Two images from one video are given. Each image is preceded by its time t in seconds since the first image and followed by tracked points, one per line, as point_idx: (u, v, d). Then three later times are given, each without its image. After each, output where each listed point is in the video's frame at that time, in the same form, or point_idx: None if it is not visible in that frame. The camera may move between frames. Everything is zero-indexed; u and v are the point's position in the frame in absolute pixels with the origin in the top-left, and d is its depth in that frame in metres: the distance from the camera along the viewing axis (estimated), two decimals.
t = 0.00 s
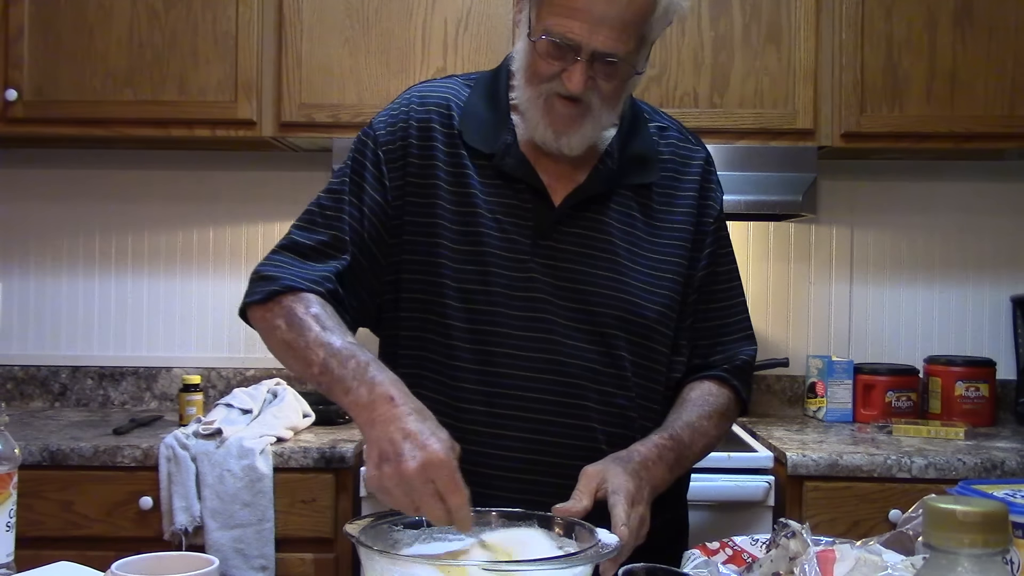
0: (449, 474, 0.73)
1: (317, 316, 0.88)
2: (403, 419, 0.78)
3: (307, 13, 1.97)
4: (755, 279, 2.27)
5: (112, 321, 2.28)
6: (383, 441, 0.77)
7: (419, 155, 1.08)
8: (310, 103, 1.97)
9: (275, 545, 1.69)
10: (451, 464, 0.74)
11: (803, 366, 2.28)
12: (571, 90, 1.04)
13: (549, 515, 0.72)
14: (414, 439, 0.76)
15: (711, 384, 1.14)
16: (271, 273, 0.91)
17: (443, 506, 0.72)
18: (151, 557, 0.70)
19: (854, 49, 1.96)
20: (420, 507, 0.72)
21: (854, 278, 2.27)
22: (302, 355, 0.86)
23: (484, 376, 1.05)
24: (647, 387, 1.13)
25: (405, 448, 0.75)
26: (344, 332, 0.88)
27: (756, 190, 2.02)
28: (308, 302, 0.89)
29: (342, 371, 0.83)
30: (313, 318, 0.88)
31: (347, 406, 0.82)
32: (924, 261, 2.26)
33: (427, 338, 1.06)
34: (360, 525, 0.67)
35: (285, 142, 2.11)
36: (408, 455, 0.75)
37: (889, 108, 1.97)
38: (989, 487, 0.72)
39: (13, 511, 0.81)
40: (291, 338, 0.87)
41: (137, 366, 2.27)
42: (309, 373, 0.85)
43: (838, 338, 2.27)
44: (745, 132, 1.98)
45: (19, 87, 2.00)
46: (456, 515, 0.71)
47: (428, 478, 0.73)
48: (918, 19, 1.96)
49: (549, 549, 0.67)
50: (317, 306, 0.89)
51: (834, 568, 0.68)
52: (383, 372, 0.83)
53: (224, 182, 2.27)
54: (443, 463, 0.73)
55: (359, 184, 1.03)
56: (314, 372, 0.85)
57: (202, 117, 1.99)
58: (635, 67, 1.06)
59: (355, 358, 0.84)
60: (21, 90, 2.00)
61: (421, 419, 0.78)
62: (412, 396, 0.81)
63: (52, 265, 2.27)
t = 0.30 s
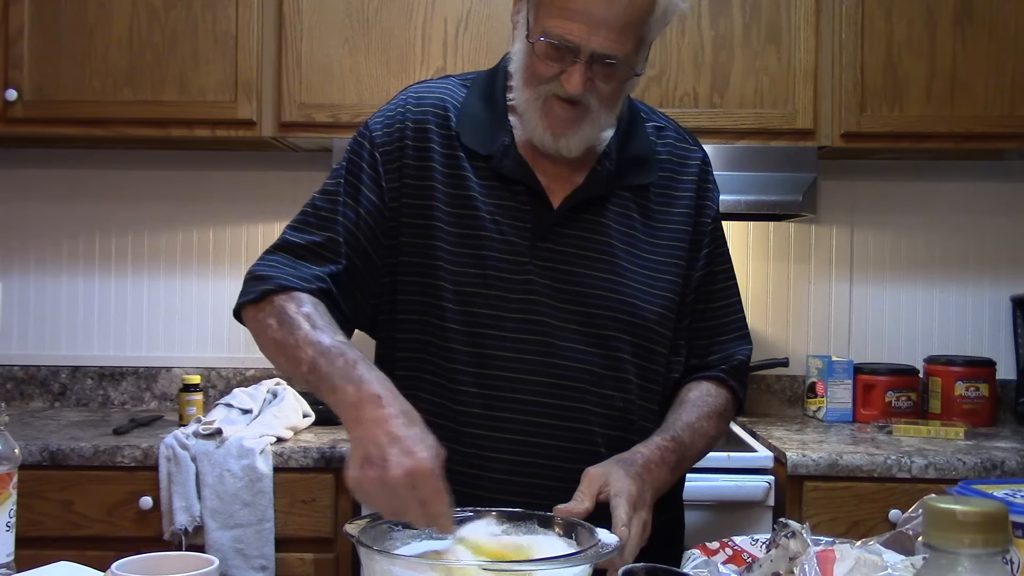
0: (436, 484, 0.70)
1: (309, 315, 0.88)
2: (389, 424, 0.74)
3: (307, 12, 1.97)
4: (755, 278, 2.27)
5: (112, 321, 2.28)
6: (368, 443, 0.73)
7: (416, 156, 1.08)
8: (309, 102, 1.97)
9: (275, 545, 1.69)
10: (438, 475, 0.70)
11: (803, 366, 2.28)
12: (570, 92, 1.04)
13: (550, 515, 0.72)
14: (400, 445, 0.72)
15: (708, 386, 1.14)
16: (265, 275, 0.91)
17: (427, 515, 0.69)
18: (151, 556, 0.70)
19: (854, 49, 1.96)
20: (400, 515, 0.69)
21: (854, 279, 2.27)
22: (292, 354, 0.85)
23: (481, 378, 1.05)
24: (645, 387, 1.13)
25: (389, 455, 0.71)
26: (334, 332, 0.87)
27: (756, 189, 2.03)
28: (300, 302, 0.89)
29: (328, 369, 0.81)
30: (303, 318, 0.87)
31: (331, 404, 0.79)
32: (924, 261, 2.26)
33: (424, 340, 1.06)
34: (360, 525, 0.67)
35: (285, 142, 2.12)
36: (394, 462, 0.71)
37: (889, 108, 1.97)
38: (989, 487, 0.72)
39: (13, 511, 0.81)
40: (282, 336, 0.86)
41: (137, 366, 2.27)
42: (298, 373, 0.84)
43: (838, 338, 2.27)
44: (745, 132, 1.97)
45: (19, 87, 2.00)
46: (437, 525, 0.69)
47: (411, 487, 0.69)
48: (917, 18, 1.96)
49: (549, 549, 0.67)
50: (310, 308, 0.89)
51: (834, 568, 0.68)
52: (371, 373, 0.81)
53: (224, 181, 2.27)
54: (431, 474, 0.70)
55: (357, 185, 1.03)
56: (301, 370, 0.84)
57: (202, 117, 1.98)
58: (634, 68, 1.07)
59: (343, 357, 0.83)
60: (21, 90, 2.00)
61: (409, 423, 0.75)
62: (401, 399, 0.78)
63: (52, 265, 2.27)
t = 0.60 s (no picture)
0: (431, 478, 0.68)
1: (309, 309, 0.87)
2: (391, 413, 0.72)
3: (307, 12, 1.97)
4: (755, 278, 2.27)
5: (111, 321, 2.28)
6: (366, 432, 0.71)
7: (414, 155, 1.08)
8: (310, 102, 1.97)
9: (275, 545, 1.69)
10: (436, 469, 0.68)
11: (803, 366, 2.28)
12: (568, 94, 1.04)
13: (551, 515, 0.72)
14: (398, 435, 0.70)
15: (705, 386, 1.14)
16: (264, 270, 0.90)
17: (419, 509, 0.68)
18: (150, 556, 0.70)
19: (854, 49, 1.96)
20: (394, 506, 0.68)
21: (854, 279, 2.27)
22: (291, 348, 0.83)
23: (479, 378, 1.05)
24: (642, 387, 1.13)
25: (386, 443, 0.69)
26: (334, 326, 0.86)
27: (756, 189, 2.03)
28: (298, 296, 0.88)
29: (329, 361, 0.80)
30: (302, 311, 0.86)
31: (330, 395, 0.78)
32: (924, 261, 2.26)
33: (423, 341, 1.06)
34: (361, 526, 0.67)
35: (285, 142, 2.12)
36: (392, 453, 0.68)
37: (890, 108, 1.97)
38: (989, 486, 0.72)
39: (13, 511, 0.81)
40: (281, 330, 0.84)
41: (137, 366, 2.27)
42: (296, 365, 0.82)
43: (838, 338, 2.27)
44: (745, 132, 1.97)
45: (19, 87, 2.00)
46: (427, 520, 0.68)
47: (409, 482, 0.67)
48: (917, 18, 1.96)
49: (548, 548, 0.67)
50: (309, 301, 0.88)
51: (834, 568, 0.68)
52: (373, 363, 0.79)
53: (224, 181, 2.27)
54: (428, 468, 0.68)
55: (355, 184, 1.03)
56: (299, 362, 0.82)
57: (202, 117, 1.98)
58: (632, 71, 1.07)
59: (344, 348, 0.81)
60: (21, 90, 2.00)
61: (411, 415, 0.72)
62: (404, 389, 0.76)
63: (52, 265, 2.27)
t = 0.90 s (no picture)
0: (434, 481, 0.67)
1: (312, 309, 0.86)
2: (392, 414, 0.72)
3: (307, 13, 1.97)
4: (754, 278, 2.27)
5: (111, 321, 2.28)
6: (369, 433, 0.70)
7: (414, 154, 1.08)
8: (310, 102, 1.97)
9: (275, 545, 1.69)
10: (438, 472, 0.68)
11: (803, 366, 2.28)
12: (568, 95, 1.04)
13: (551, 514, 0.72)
14: (402, 438, 0.69)
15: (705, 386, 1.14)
16: (278, 269, 0.90)
17: (420, 513, 0.67)
18: (150, 556, 0.70)
19: (855, 50, 1.96)
20: (395, 510, 0.67)
21: (854, 278, 2.27)
22: (294, 347, 0.83)
23: (480, 377, 1.05)
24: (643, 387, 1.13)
25: (388, 446, 0.69)
26: (336, 326, 0.85)
27: (756, 189, 2.03)
28: (301, 295, 0.87)
29: (332, 360, 0.79)
30: (305, 310, 0.86)
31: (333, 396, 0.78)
32: (924, 261, 2.26)
33: (423, 340, 1.06)
34: (362, 526, 0.67)
35: (285, 142, 2.12)
36: (394, 455, 0.68)
37: (890, 108, 1.97)
38: (989, 486, 0.72)
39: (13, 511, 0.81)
40: (284, 329, 0.84)
41: (137, 366, 2.27)
42: (298, 364, 0.82)
43: (838, 338, 2.27)
44: (744, 132, 1.97)
45: (19, 87, 2.00)
46: (428, 524, 0.68)
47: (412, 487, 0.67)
48: (918, 18, 1.96)
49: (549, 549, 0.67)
50: (313, 301, 0.87)
51: (834, 568, 0.68)
52: (377, 364, 0.79)
53: (225, 181, 2.27)
54: (429, 471, 0.67)
55: (356, 182, 1.03)
56: (302, 361, 0.82)
57: (202, 117, 1.98)
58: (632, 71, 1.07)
59: (347, 349, 0.80)
60: (21, 90, 2.00)
61: (413, 417, 0.72)
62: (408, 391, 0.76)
63: (52, 265, 2.27)
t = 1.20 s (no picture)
0: (434, 478, 0.67)
1: (315, 308, 0.86)
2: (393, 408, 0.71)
3: (307, 12, 1.97)
4: (755, 279, 2.27)
5: (111, 321, 2.28)
6: (371, 428, 0.70)
7: (414, 153, 1.08)
8: (310, 102, 1.97)
9: (275, 545, 1.69)
10: (439, 468, 0.67)
11: (803, 366, 2.28)
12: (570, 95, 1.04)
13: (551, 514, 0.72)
14: (402, 432, 0.69)
15: (704, 388, 1.14)
16: (274, 265, 0.90)
17: (421, 509, 0.67)
18: (150, 557, 0.70)
19: (854, 49, 1.96)
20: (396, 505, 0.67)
21: (854, 278, 2.27)
22: (298, 347, 0.83)
23: (480, 378, 1.05)
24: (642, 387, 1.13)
25: (388, 442, 0.68)
26: (340, 324, 0.85)
27: (756, 189, 2.03)
28: (304, 295, 0.87)
29: (337, 359, 0.79)
30: (308, 309, 0.86)
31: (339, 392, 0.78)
32: (924, 260, 2.26)
33: (424, 341, 1.06)
34: (361, 525, 0.67)
35: (285, 142, 2.12)
36: (393, 449, 0.67)
37: (890, 108, 1.97)
38: (990, 487, 0.72)
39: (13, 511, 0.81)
40: (287, 329, 0.84)
41: (137, 365, 2.27)
42: (303, 364, 0.82)
43: (838, 338, 2.27)
44: (744, 132, 1.98)
45: (19, 87, 2.00)
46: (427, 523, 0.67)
47: (411, 481, 0.66)
48: (918, 18, 1.96)
49: (549, 549, 0.67)
50: (315, 299, 0.87)
51: (833, 568, 0.68)
52: (382, 361, 0.78)
53: (225, 181, 2.27)
54: (430, 466, 0.66)
55: (358, 182, 1.03)
56: (307, 361, 0.82)
57: (202, 117, 1.98)
58: (633, 69, 1.07)
59: (352, 346, 0.80)
60: (21, 90, 2.00)
61: (417, 413, 0.71)
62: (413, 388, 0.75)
63: (52, 265, 2.27)
